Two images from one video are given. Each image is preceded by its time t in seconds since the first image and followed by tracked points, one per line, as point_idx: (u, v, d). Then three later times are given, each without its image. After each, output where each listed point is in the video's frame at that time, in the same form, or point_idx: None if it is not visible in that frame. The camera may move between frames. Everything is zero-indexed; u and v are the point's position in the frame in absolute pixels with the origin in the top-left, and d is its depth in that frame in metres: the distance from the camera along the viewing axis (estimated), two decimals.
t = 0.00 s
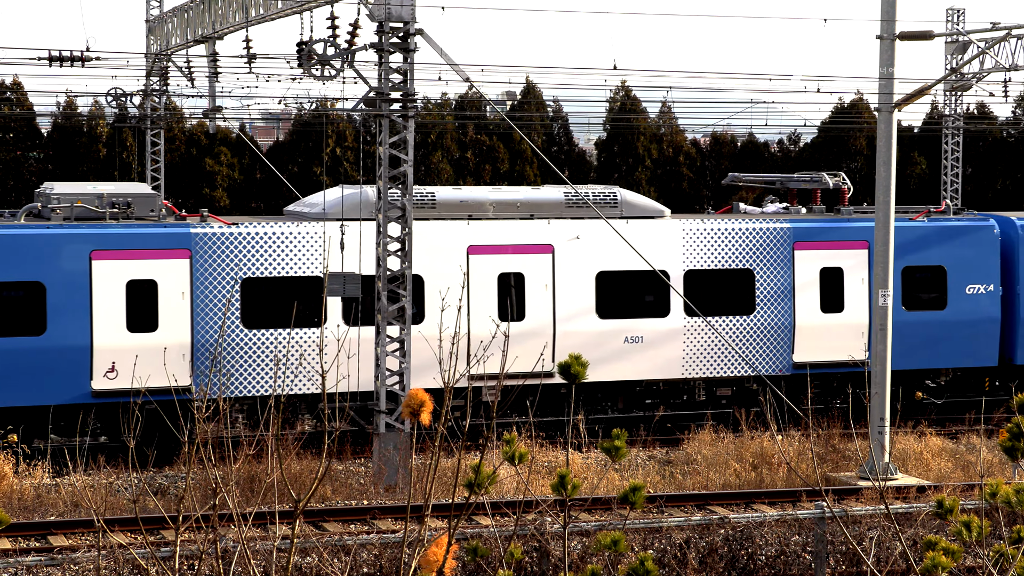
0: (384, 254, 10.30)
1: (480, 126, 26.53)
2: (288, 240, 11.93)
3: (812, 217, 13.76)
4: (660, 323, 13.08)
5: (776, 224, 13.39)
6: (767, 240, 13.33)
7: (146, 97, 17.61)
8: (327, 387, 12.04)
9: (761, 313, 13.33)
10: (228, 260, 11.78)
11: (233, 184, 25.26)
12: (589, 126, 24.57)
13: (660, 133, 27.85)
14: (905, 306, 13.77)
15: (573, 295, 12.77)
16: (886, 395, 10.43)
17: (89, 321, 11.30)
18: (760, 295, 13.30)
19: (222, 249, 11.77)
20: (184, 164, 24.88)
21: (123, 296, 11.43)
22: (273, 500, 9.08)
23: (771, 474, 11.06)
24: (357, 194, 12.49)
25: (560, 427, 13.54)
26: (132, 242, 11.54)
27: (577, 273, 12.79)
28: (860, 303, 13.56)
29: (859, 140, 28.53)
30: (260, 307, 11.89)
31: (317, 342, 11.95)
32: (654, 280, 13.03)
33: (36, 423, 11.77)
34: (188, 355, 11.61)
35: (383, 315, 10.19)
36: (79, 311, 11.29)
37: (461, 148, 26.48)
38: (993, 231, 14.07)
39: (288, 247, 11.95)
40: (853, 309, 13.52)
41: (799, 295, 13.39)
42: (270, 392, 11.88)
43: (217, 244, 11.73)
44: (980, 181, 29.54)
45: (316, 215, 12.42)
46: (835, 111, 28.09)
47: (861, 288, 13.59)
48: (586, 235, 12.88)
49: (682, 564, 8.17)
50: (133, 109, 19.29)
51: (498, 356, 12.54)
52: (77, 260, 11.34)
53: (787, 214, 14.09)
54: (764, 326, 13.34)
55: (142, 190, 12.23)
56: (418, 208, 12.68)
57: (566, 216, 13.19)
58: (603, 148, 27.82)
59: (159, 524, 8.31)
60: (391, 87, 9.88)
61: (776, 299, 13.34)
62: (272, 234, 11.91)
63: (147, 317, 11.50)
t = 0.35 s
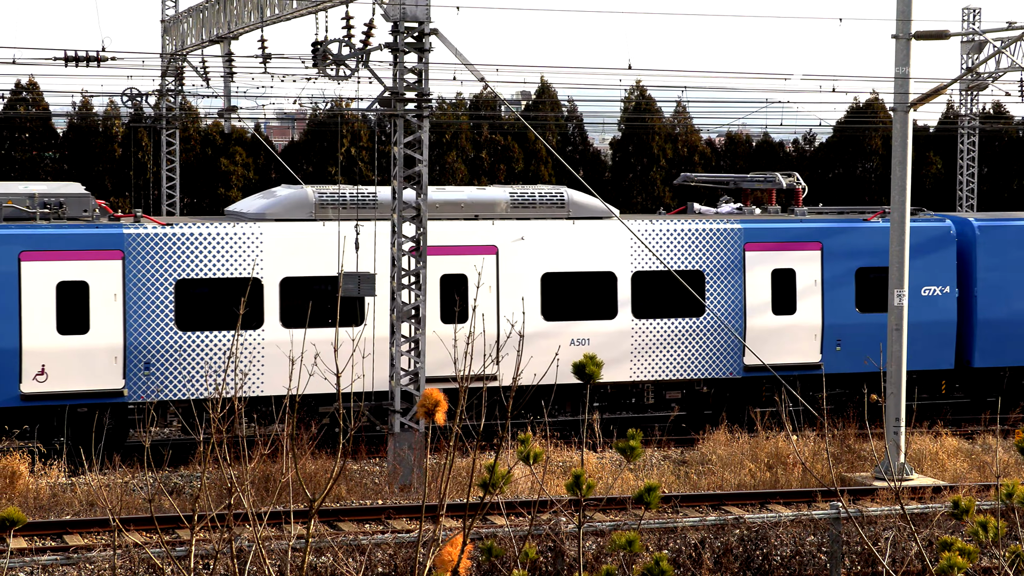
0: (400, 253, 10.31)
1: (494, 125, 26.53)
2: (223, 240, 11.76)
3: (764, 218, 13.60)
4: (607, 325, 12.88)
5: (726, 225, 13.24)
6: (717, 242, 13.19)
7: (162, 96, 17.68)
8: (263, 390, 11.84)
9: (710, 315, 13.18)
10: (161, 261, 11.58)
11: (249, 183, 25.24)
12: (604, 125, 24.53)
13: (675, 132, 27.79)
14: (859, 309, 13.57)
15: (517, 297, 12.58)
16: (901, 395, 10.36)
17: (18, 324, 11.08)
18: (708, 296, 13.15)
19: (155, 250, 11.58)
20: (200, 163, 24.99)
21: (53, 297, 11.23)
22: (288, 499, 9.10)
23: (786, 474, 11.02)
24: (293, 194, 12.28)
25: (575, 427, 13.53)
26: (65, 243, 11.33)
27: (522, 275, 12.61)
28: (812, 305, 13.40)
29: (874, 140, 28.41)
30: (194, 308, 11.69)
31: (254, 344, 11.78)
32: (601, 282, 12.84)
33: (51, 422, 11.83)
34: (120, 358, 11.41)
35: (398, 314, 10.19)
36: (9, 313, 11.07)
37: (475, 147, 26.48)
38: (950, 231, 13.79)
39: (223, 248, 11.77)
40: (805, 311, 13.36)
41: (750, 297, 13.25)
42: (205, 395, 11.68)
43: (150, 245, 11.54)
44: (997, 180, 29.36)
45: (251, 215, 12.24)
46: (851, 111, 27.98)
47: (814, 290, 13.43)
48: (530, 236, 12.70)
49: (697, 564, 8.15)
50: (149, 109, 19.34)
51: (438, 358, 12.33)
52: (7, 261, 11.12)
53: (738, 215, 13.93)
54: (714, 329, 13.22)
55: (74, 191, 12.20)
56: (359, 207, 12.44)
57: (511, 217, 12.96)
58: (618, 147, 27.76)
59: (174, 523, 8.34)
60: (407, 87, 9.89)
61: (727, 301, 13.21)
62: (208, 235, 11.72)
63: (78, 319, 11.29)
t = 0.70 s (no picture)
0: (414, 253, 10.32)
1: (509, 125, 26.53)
2: (155, 241, 11.59)
3: (714, 219, 13.49)
4: (553, 327, 12.71)
5: (674, 226, 13.16)
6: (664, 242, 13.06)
7: (177, 96, 17.73)
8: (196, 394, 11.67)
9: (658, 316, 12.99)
10: (93, 261, 11.43)
11: (264, 183, 25.27)
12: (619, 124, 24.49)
13: (690, 132, 27.71)
14: (811, 310, 13.45)
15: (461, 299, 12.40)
16: (917, 395, 10.30)
17: None
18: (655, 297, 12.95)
19: (86, 251, 11.40)
20: (215, 163, 25.06)
21: None
22: (303, 499, 9.12)
23: (801, 474, 10.98)
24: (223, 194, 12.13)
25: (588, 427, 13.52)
26: None
27: (466, 276, 12.43)
28: (764, 307, 13.27)
29: (889, 140, 28.28)
30: (125, 310, 11.50)
31: (187, 347, 11.61)
32: (547, 283, 12.68)
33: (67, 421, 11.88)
34: (50, 361, 11.22)
35: (412, 314, 10.20)
36: None
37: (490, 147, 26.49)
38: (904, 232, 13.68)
39: (155, 249, 11.60)
40: (756, 312, 13.23)
41: (699, 297, 13.12)
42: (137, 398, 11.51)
43: (81, 245, 11.36)
44: (1013, 180, 29.18)
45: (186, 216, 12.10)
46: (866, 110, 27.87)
47: (765, 290, 13.30)
48: (474, 236, 12.51)
49: (711, 564, 8.12)
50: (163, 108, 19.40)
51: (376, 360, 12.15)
52: None
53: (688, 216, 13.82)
54: (662, 331, 13.05)
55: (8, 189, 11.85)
56: (297, 208, 12.29)
57: (455, 217, 12.79)
58: (632, 147, 27.69)
59: (189, 523, 8.36)
60: (421, 87, 9.89)
61: (675, 302, 13.07)
62: (140, 236, 11.58)
63: (6, 321, 11.09)
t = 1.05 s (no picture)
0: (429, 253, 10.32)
1: (524, 125, 26.53)
2: (85, 241, 11.37)
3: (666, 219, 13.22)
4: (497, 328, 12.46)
5: (623, 225, 12.83)
6: (613, 242, 12.76)
7: (192, 96, 17.78)
8: (127, 396, 11.47)
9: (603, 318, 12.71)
10: (23, 261, 11.21)
11: (279, 183, 25.32)
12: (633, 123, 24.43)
13: (705, 131, 27.62)
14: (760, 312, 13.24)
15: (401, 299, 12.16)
16: (933, 395, 10.23)
17: None
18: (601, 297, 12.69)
19: (15, 250, 11.17)
20: (230, 163, 25.13)
21: None
22: (317, 499, 9.14)
23: (817, 474, 10.94)
24: (156, 194, 11.93)
25: (603, 427, 13.53)
26: None
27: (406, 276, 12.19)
28: (712, 308, 13.05)
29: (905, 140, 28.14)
30: (55, 311, 11.29)
31: (117, 348, 11.41)
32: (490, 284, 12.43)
33: (84, 420, 11.95)
34: None
35: (427, 314, 10.20)
36: None
37: (505, 147, 26.48)
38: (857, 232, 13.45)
39: (85, 249, 11.38)
40: (704, 313, 12.99)
41: (646, 296, 12.84)
42: (69, 400, 11.33)
43: (10, 245, 11.14)
44: None
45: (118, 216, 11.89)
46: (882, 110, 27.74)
47: (714, 292, 13.06)
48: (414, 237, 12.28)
49: (726, 564, 8.08)
50: (178, 108, 19.45)
51: (310, 363, 11.93)
52: None
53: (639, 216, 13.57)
54: (608, 332, 12.81)
55: None
56: (234, 208, 12.18)
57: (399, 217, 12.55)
58: (647, 147, 27.59)
59: (205, 522, 8.40)
60: (436, 87, 9.89)
61: (621, 304, 12.81)
62: (69, 235, 11.34)
63: None
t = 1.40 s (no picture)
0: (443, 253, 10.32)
1: (538, 125, 26.53)
2: (12, 241, 11.03)
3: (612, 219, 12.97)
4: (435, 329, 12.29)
5: (566, 225, 12.58)
6: (556, 242, 12.54)
7: (207, 96, 17.83)
8: (54, 400, 11.20)
9: (546, 320, 12.52)
10: None
11: (293, 183, 25.37)
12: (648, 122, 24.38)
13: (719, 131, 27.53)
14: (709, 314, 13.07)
15: (336, 301, 12.02)
16: (948, 395, 10.17)
17: None
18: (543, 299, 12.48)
19: None
20: (245, 163, 25.20)
21: None
22: (332, 498, 9.16)
23: (832, 474, 10.89)
24: (89, 193, 11.63)
25: (618, 427, 13.51)
26: None
27: (341, 277, 12.06)
28: (659, 310, 12.82)
29: (921, 139, 28.05)
30: None
31: (45, 351, 11.12)
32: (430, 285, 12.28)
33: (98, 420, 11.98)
34: None
35: (441, 314, 10.20)
36: None
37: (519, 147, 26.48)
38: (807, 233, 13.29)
39: (13, 249, 11.04)
40: (650, 315, 12.78)
41: (591, 298, 12.62)
42: None
43: None
44: None
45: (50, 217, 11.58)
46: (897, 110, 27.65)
47: (660, 293, 12.83)
48: (351, 237, 12.14)
49: (741, 565, 8.05)
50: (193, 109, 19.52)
51: (246, 365, 11.78)
52: None
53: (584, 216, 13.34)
54: (551, 334, 12.61)
55: None
56: (168, 208, 11.83)
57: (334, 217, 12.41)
58: (662, 147, 27.49)
59: (220, 521, 8.42)
60: (451, 87, 9.90)
61: (565, 306, 12.58)
62: None
63: None
